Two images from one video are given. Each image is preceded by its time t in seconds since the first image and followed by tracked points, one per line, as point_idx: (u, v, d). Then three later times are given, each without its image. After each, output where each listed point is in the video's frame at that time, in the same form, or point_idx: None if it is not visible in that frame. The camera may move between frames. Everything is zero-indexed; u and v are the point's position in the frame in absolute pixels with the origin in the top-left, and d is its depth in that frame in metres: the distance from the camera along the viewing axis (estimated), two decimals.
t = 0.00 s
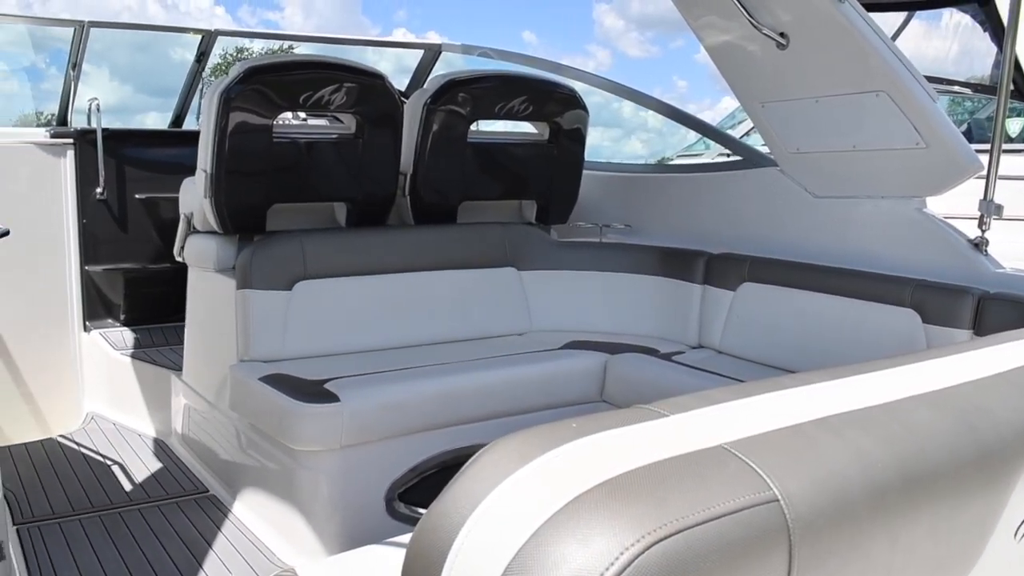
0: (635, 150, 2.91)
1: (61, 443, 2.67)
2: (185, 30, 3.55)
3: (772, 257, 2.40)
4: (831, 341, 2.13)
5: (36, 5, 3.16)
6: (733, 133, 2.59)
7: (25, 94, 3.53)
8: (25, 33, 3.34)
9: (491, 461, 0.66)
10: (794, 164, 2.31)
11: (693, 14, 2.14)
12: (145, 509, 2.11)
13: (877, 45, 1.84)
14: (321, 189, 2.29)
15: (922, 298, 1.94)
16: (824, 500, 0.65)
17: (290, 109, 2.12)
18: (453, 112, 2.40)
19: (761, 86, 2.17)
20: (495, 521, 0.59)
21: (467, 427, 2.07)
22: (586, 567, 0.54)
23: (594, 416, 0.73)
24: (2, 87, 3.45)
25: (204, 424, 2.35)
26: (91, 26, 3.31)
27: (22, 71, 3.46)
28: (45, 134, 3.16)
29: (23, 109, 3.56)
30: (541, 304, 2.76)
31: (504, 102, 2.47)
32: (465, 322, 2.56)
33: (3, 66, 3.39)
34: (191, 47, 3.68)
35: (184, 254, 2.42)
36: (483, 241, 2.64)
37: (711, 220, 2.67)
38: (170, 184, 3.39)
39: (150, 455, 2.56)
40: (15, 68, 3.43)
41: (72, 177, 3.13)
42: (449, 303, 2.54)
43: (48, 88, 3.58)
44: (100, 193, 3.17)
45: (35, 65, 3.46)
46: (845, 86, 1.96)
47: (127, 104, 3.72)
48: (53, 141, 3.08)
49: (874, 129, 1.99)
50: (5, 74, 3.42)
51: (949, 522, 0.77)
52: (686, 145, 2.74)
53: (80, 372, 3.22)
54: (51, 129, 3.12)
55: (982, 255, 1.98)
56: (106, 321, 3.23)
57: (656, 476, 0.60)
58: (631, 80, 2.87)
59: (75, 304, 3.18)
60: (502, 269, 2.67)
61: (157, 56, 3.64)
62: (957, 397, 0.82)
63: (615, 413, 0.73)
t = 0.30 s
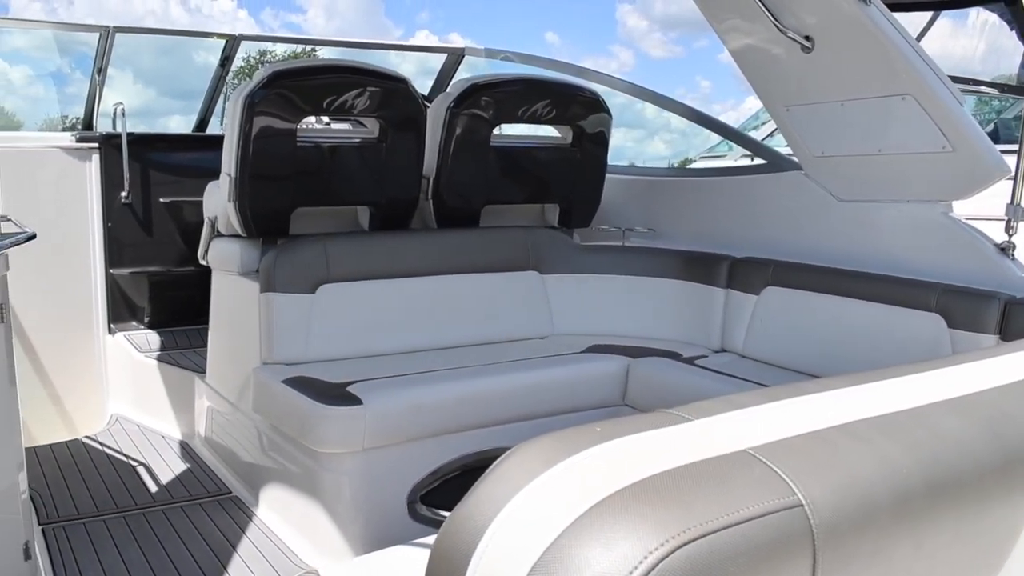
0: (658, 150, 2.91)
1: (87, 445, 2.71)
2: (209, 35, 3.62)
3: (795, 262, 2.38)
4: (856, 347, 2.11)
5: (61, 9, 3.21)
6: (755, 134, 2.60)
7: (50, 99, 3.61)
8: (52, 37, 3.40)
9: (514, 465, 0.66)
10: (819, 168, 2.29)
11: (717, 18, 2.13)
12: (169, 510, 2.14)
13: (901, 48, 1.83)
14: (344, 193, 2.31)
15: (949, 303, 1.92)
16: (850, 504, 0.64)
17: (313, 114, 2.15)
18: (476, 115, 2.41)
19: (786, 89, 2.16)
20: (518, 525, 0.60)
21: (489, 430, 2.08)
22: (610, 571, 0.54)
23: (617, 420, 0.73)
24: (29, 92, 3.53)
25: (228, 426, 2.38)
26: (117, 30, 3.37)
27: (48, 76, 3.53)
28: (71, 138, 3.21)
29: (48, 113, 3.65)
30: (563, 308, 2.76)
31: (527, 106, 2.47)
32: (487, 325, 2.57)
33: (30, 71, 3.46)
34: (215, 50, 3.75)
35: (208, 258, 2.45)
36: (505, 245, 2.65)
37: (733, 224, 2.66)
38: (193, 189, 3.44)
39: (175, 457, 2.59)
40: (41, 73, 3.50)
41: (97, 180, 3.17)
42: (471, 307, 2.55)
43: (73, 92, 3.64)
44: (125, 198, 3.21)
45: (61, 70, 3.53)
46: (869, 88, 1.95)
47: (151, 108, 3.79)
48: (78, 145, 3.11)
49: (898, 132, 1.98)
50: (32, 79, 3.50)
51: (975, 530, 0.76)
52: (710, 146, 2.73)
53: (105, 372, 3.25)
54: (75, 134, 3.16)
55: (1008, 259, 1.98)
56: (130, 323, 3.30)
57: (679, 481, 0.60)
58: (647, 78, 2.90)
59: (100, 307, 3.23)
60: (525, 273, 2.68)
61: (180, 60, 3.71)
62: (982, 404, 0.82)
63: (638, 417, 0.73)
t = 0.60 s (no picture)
0: (681, 152, 2.91)
1: (110, 446, 2.74)
2: (232, 39, 3.67)
3: (818, 266, 2.37)
4: (879, 352, 2.09)
5: (83, 14, 3.38)
6: (777, 137, 2.59)
7: (75, 102, 3.71)
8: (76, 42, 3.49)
9: (536, 467, 0.66)
10: (843, 172, 2.28)
11: (739, 20, 2.13)
12: (191, 511, 2.17)
13: (925, 49, 1.82)
14: (367, 197, 2.33)
15: (972, 308, 1.91)
16: (874, 508, 0.64)
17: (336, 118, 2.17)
18: (497, 119, 2.42)
19: (808, 91, 2.15)
20: (541, 527, 0.60)
21: (510, 433, 2.08)
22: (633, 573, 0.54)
23: (639, 423, 0.73)
24: (53, 95, 3.65)
25: (249, 428, 2.40)
26: (140, 34, 3.42)
27: (73, 80, 3.63)
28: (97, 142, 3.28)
29: (73, 116, 3.74)
30: (584, 311, 2.76)
31: (549, 109, 2.48)
32: (508, 329, 2.58)
33: (54, 75, 3.58)
34: (237, 54, 3.78)
35: (231, 261, 2.48)
36: (527, 248, 2.66)
37: (755, 227, 2.65)
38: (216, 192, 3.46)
39: (197, 459, 2.62)
40: (66, 77, 3.60)
41: (121, 184, 3.22)
42: (492, 310, 2.56)
43: (96, 96, 3.73)
44: (148, 201, 3.26)
45: (84, 74, 3.63)
46: (893, 90, 1.94)
47: (174, 111, 3.87)
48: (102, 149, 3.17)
49: (923, 135, 1.96)
50: (57, 83, 3.60)
51: (1000, 536, 0.75)
52: (731, 148, 2.71)
53: (127, 373, 3.30)
54: (100, 137, 3.26)
55: None
56: (152, 326, 3.33)
57: (702, 483, 0.61)
58: (664, 81, 2.93)
59: (123, 310, 3.28)
60: (545, 277, 2.69)
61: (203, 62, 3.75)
62: (1009, 410, 0.81)
63: (660, 421, 0.73)
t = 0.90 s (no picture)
0: (702, 155, 2.89)
1: (133, 448, 2.77)
2: (254, 43, 3.72)
3: (841, 270, 2.35)
4: (903, 357, 2.07)
5: (107, 18, 3.39)
6: (800, 139, 2.56)
7: (98, 106, 3.79)
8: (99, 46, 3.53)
9: (555, 469, 0.67)
10: (867, 175, 2.25)
11: (762, 22, 2.12)
12: (213, 513, 2.19)
13: (951, 51, 1.81)
14: (388, 200, 2.34)
15: (999, 313, 1.89)
16: (896, 512, 0.64)
17: (357, 120, 2.18)
18: (518, 121, 2.42)
19: (831, 93, 2.13)
20: (559, 530, 0.60)
21: (530, 436, 2.08)
22: None
23: (658, 427, 0.73)
24: (77, 99, 3.72)
25: (270, 430, 2.42)
26: (163, 40, 3.50)
27: (96, 84, 3.68)
28: (120, 145, 3.32)
29: (97, 120, 3.83)
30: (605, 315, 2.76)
31: (570, 112, 2.48)
32: (528, 332, 2.58)
33: (78, 79, 3.63)
34: (259, 58, 3.86)
35: (252, 263, 2.50)
36: (547, 251, 2.66)
37: (778, 230, 2.63)
38: (237, 194, 3.50)
39: (219, 461, 2.64)
40: (89, 81, 3.65)
41: (144, 187, 3.27)
42: (511, 313, 2.56)
43: (119, 100, 3.80)
44: (170, 203, 3.32)
45: (108, 78, 3.68)
46: (918, 92, 1.92)
47: (197, 115, 3.90)
48: (126, 153, 3.22)
49: (948, 136, 1.94)
50: (81, 87, 3.66)
51: None
52: (755, 151, 2.70)
53: (150, 373, 3.34)
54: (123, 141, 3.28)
55: None
56: (175, 328, 3.38)
57: (723, 487, 0.60)
58: (688, 86, 2.93)
59: (146, 311, 3.32)
60: (566, 280, 2.69)
61: (226, 66, 3.82)
62: None
63: (680, 424, 0.73)
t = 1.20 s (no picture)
0: (729, 159, 2.88)
1: (158, 449, 2.82)
2: (278, 46, 3.78)
3: (867, 273, 2.33)
4: (930, 362, 2.05)
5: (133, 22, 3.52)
6: (828, 143, 2.52)
7: (124, 109, 3.84)
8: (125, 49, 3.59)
9: (576, 471, 0.67)
10: (893, 178, 2.23)
11: (787, 24, 2.09)
12: (237, 514, 2.22)
13: (981, 56, 1.79)
14: (412, 203, 2.36)
15: None
16: (919, 517, 0.64)
17: (379, 123, 2.20)
18: (541, 124, 2.44)
19: (856, 96, 2.11)
20: (579, 531, 0.61)
21: (553, 439, 2.09)
22: None
23: (679, 429, 0.74)
24: (104, 102, 3.78)
25: (294, 431, 2.45)
26: (187, 42, 3.56)
27: (122, 87, 3.74)
28: (144, 149, 3.38)
29: (123, 123, 3.89)
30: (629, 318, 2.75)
31: (593, 114, 2.49)
32: (551, 335, 2.59)
33: (105, 83, 3.68)
34: (283, 61, 3.91)
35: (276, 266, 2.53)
36: (570, 254, 2.66)
37: (803, 234, 2.61)
38: (262, 198, 3.54)
39: (242, 462, 2.67)
40: (115, 84, 3.71)
41: (168, 188, 3.33)
42: (534, 316, 2.57)
43: (145, 104, 3.86)
44: (195, 206, 3.37)
45: (133, 81, 3.74)
46: (946, 95, 1.90)
47: (221, 118, 3.94)
48: (150, 155, 3.28)
49: (976, 139, 1.91)
50: (107, 90, 3.72)
51: None
52: (781, 155, 2.69)
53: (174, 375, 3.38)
54: (149, 144, 3.33)
55: None
56: (199, 329, 3.41)
57: (743, 490, 0.61)
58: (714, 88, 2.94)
59: (171, 312, 3.38)
60: (589, 283, 2.69)
61: (250, 69, 3.88)
62: None
63: (701, 427, 0.73)
